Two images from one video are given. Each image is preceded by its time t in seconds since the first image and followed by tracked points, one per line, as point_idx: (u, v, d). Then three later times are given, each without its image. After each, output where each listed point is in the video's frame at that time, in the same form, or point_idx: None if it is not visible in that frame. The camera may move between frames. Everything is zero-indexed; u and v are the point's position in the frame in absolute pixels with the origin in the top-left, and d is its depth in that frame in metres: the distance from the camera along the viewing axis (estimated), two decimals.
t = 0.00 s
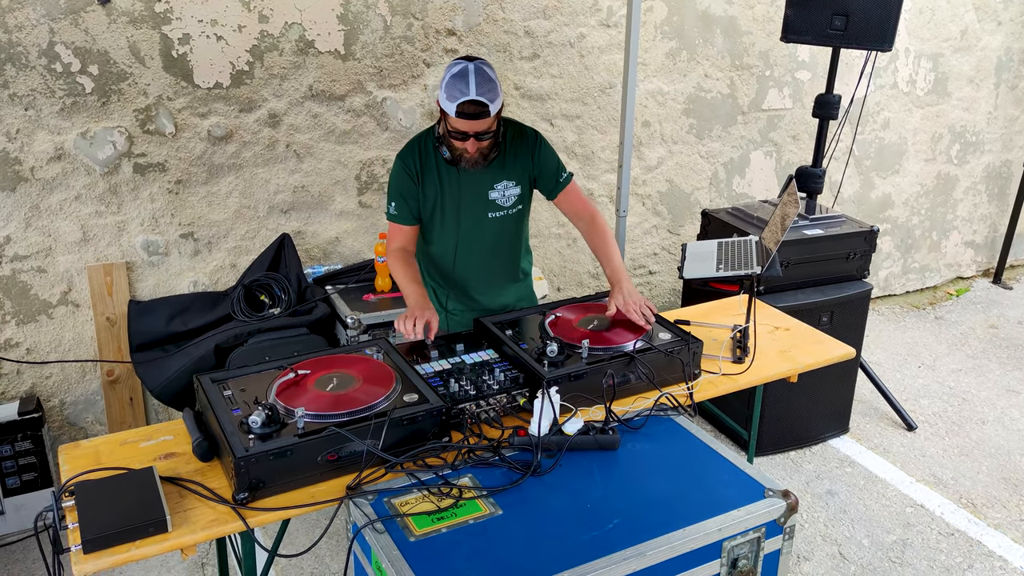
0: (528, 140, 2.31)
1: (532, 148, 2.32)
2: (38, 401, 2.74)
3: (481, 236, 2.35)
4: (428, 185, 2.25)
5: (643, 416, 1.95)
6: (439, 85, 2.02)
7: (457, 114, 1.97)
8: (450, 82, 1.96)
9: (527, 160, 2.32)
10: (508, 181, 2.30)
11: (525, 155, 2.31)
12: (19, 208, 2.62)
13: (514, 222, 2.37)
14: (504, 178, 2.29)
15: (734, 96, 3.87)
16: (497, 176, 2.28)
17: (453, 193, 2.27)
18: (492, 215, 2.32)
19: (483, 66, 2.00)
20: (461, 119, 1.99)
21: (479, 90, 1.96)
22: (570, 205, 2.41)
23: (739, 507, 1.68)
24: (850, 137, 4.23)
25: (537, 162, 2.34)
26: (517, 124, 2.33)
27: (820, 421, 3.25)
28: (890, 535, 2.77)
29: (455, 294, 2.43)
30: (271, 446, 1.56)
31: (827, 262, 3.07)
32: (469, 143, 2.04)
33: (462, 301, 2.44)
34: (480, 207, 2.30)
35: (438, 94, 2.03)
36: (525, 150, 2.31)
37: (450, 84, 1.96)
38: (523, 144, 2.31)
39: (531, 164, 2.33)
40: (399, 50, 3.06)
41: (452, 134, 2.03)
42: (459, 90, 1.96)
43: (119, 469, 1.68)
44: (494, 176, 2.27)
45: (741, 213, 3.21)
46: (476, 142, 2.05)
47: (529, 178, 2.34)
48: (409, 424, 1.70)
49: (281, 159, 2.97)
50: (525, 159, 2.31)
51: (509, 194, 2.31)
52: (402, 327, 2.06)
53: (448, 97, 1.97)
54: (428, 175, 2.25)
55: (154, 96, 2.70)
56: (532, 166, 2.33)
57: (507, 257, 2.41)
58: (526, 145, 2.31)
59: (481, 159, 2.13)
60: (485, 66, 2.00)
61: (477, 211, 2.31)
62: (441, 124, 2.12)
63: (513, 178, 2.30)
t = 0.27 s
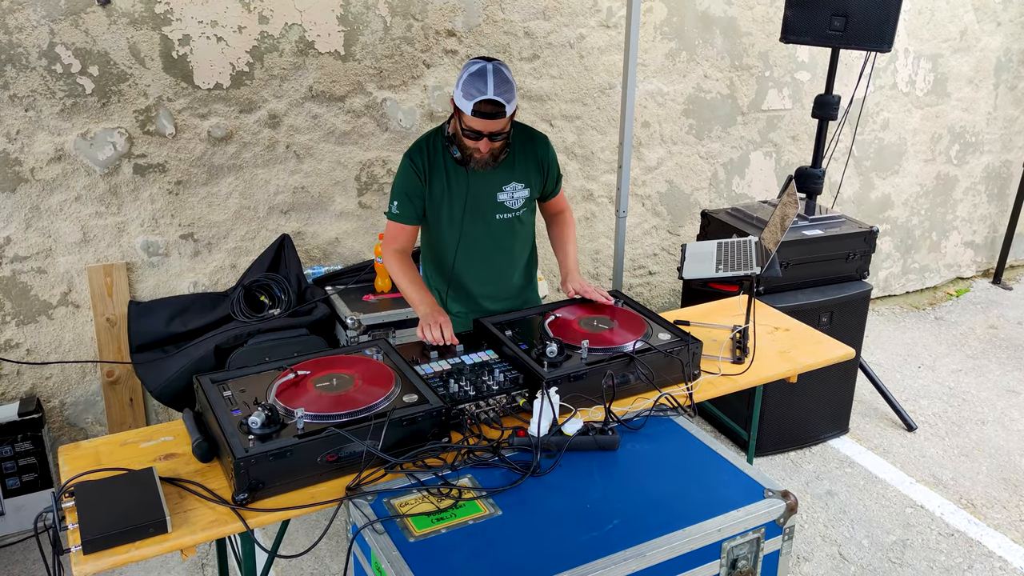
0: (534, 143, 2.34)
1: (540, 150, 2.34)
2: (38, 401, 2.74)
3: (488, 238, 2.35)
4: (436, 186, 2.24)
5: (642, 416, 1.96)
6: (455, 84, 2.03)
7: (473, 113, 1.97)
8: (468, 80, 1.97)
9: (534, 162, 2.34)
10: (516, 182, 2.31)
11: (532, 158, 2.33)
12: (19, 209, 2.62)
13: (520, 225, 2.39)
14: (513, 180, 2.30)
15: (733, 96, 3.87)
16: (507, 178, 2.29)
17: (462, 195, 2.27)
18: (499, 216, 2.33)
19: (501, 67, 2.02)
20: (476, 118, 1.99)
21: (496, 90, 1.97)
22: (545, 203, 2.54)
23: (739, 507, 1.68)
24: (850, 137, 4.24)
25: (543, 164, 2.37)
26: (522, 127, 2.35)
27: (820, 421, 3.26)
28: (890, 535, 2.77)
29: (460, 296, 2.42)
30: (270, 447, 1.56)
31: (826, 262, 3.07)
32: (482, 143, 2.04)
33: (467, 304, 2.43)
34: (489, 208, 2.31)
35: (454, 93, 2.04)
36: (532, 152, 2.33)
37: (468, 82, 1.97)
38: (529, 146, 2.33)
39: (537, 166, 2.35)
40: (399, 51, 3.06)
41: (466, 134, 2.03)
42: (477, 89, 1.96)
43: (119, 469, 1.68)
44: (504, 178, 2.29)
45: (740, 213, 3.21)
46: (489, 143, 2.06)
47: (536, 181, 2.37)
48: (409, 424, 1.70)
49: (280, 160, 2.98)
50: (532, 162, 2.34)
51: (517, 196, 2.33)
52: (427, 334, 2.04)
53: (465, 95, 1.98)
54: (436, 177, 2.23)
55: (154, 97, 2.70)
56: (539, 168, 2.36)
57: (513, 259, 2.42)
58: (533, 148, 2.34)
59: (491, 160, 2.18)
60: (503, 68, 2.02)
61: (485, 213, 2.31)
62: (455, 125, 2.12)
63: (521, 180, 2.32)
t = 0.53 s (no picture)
0: (544, 146, 2.35)
1: (549, 154, 2.36)
2: (38, 402, 2.75)
3: (497, 241, 2.36)
4: (449, 188, 2.23)
5: (642, 416, 1.96)
6: (476, 87, 2.02)
7: (494, 117, 1.97)
8: (491, 84, 1.97)
9: (544, 166, 2.36)
10: (527, 186, 2.33)
11: (541, 161, 2.35)
12: (20, 209, 2.63)
13: (527, 227, 2.40)
14: (524, 183, 2.32)
15: (733, 97, 3.87)
16: (518, 181, 2.30)
17: (474, 197, 2.27)
18: (509, 219, 2.34)
19: (522, 73, 2.02)
20: (497, 122, 1.99)
21: (518, 96, 1.97)
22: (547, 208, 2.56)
23: (738, 507, 1.68)
24: (849, 137, 4.24)
25: (552, 168, 2.38)
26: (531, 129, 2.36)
27: (819, 421, 3.26)
28: (889, 535, 2.77)
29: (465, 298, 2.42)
30: (270, 447, 1.56)
31: (826, 262, 3.07)
32: (500, 146, 2.05)
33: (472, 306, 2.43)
34: (500, 211, 2.31)
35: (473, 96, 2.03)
36: (542, 156, 2.35)
37: (491, 86, 1.97)
38: (539, 150, 2.34)
39: (546, 170, 2.37)
40: (398, 52, 3.06)
41: (485, 136, 2.03)
42: (499, 93, 1.96)
43: (119, 470, 1.68)
44: (515, 181, 2.29)
45: (740, 213, 3.21)
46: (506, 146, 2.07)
47: (544, 184, 2.38)
48: (408, 424, 1.70)
49: (280, 161, 2.98)
50: (542, 165, 2.35)
51: (527, 199, 2.34)
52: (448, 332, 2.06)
53: (487, 99, 1.97)
54: (450, 179, 2.22)
55: (155, 97, 2.71)
56: (548, 171, 2.38)
57: (518, 261, 2.43)
58: (543, 151, 2.35)
59: (506, 164, 2.16)
60: (524, 73, 2.02)
61: (495, 216, 2.31)
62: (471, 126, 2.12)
63: (531, 183, 2.34)
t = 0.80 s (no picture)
0: (546, 143, 2.36)
1: (552, 150, 2.37)
2: (38, 402, 2.75)
3: (500, 238, 2.36)
4: (453, 185, 2.24)
5: (640, 416, 1.96)
6: (480, 81, 2.03)
7: (498, 108, 1.98)
8: (496, 76, 1.98)
9: (546, 162, 2.37)
10: (530, 182, 2.33)
11: (544, 158, 2.36)
12: (20, 210, 2.63)
13: (530, 224, 2.40)
14: (528, 179, 2.32)
15: (732, 97, 3.88)
16: (521, 177, 2.31)
17: (477, 194, 2.27)
18: (513, 216, 2.34)
19: (526, 66, 2.04)
20: (501, 114, 2.00)
21: (523, 87, 1.98)
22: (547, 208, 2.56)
23: (735, 507, 1.69)
24: (849, 138, 4.24)
25: (554, 165, 2.39)
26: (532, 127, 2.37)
27: (818, 421, 3.26)
28: (888, 535, 2.78)
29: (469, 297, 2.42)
30: (269, 447, 1.57)
31: (825, 262, 3.08)
32: (505, 139, 2.06)
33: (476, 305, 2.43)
34: (503, 208, 2.31)
35: (477, 90, 2.04)
36: (544, 152, 2.36)
37: (495, 78, 1.98)
38: (541, 146, 2.35)
39: (548, 166, 2.38)
40: (398, 53, 3.07)
41: (489, 129, 2.04)
42: (504, 85, 1.98)
43: (118, 470, 1.69)
44: (518, 178, 2.30)
45: (739, 214, 3.21)
46: (511, 139, 2.07)
47: (547, 181, 2.39)
48: (407, 424, 1.71)
49: (280, 161, 2.98)
50: (544, 161, 2.36)
51: (530, 196, 2.34)
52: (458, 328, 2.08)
53: (491, 91, 1.99)
54: (454, 176, 2.23)
55: (154, 98, 2.71)
56: (550, 169, 2.39)
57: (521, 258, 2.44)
58: (545, 148, 2.36)
59: (511, 156, 2.17)
60: (527, 66, 2.04)
61: (499, 212, 2.32)
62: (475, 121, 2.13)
63: (534, 180, 2.34)
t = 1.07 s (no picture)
0: (547, 148, 2.35)
1: (552, 155, 2.36)
2: (38, 401, 2.76)
3: (498, 242, 2.36)
4: (451, 189, 2.24)
5: (638, 416, 1.97)
6: (480, 89, 2.03)
7: (497, 120, 1.99)
8: (495, 88, 1.98)
9: (546, 168, 2.36)
10: (529, 187, 2.33)
11: (544, 163, 2.35)
12: (20, 209, 2.64)
13: (528, 229, 2.40)
14: (527, 185, 2.32)
15: (732, 97, 3.88)
16: (520, 183, 2.31)
17: (476, 199, 2.27)
18: (510, 220, 2.34)
19: (527, 76, 2.03)
20: (500, 126, 2.01)
21: (522, 99, 1.98)
22: (548, 210, 2.57)
23: (732, 506, 1.69)
24: (848, 138, 4.24)
25: (554, 170, 2.39)
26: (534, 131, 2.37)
27: (817, 421, 3.26)
28: (886, 535, 2.78)
29: (465, 300, 2.42)
30: (267, 446, 1.57)
31: (824, 262, 3.08)
32: (503, 150, 2.07)
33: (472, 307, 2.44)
34: (501, 213, 2.32)
35: (477, 98, 2.04)
36: (545, 158, 2.35)
37: (495, 90, 1.98)
38: (542, 152, 2.35)
39: (548, 171, 2.37)
40: (398, 52, 3.07)
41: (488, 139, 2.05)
42: (503, 97, 1.97)
43: (117, 468, 1.69)
44: (517, 183, 2.30)
45: (738, 214, 3.21)
46: (508, 149, 2.08)
47: (546, 185, 2.39)
48: (405, 424, 1.71)
49: (279, 161, 2.99)
50: (544, 167, 2.36)
51: (529, 201, 2.35)
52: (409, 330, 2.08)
53: (491, 102, 1.98)
54: (452, 179, 2.23)
55: (154, 97, 2.72)
56: (550, 174, 2.38)
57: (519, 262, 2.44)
58: (545, 153, 2.35)
59: (508, 166, 2.19)
60: (529, 77, 2.03)
61: (497, 217, 2.32)
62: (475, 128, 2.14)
63: (533, 185, 2.34)
